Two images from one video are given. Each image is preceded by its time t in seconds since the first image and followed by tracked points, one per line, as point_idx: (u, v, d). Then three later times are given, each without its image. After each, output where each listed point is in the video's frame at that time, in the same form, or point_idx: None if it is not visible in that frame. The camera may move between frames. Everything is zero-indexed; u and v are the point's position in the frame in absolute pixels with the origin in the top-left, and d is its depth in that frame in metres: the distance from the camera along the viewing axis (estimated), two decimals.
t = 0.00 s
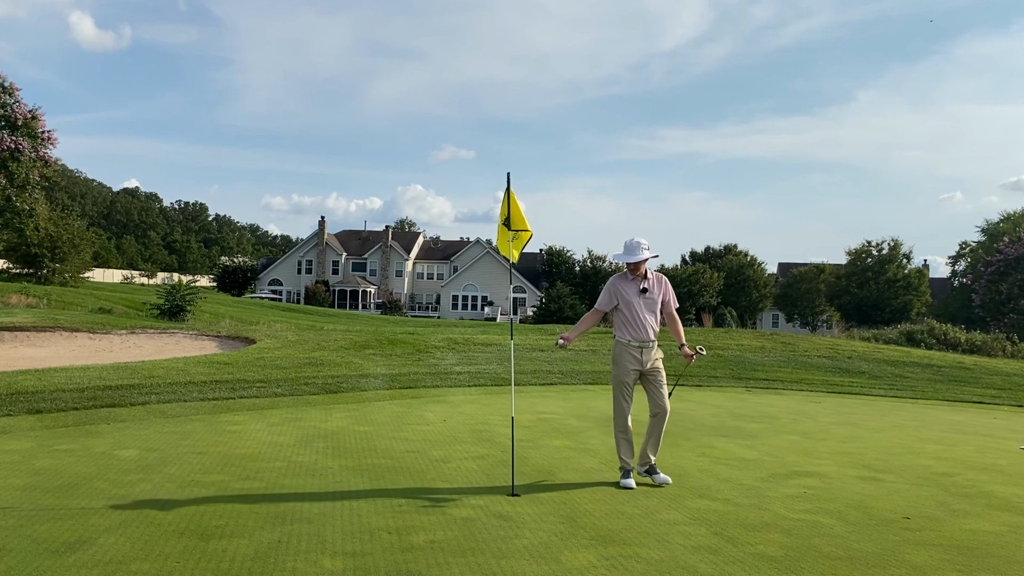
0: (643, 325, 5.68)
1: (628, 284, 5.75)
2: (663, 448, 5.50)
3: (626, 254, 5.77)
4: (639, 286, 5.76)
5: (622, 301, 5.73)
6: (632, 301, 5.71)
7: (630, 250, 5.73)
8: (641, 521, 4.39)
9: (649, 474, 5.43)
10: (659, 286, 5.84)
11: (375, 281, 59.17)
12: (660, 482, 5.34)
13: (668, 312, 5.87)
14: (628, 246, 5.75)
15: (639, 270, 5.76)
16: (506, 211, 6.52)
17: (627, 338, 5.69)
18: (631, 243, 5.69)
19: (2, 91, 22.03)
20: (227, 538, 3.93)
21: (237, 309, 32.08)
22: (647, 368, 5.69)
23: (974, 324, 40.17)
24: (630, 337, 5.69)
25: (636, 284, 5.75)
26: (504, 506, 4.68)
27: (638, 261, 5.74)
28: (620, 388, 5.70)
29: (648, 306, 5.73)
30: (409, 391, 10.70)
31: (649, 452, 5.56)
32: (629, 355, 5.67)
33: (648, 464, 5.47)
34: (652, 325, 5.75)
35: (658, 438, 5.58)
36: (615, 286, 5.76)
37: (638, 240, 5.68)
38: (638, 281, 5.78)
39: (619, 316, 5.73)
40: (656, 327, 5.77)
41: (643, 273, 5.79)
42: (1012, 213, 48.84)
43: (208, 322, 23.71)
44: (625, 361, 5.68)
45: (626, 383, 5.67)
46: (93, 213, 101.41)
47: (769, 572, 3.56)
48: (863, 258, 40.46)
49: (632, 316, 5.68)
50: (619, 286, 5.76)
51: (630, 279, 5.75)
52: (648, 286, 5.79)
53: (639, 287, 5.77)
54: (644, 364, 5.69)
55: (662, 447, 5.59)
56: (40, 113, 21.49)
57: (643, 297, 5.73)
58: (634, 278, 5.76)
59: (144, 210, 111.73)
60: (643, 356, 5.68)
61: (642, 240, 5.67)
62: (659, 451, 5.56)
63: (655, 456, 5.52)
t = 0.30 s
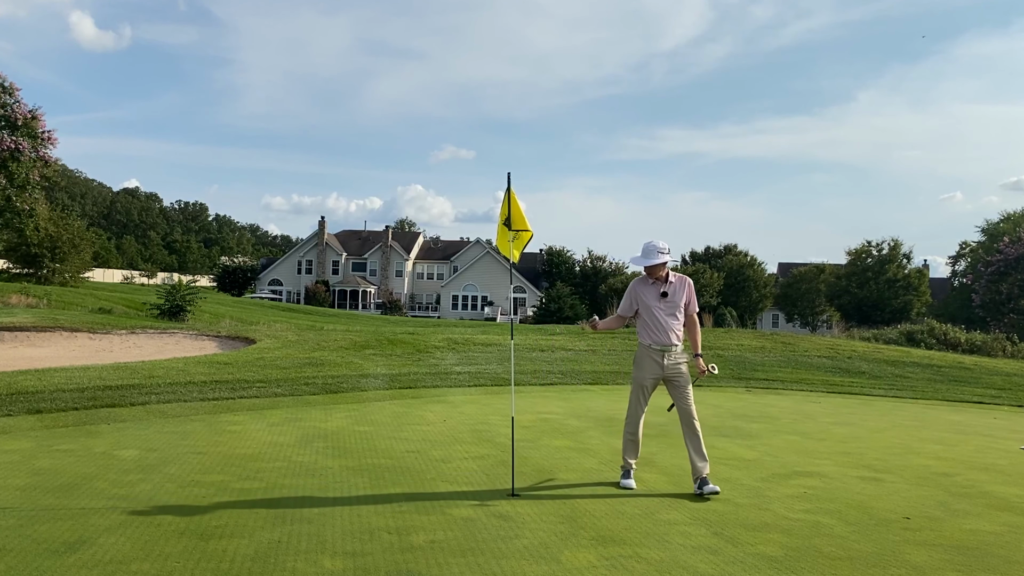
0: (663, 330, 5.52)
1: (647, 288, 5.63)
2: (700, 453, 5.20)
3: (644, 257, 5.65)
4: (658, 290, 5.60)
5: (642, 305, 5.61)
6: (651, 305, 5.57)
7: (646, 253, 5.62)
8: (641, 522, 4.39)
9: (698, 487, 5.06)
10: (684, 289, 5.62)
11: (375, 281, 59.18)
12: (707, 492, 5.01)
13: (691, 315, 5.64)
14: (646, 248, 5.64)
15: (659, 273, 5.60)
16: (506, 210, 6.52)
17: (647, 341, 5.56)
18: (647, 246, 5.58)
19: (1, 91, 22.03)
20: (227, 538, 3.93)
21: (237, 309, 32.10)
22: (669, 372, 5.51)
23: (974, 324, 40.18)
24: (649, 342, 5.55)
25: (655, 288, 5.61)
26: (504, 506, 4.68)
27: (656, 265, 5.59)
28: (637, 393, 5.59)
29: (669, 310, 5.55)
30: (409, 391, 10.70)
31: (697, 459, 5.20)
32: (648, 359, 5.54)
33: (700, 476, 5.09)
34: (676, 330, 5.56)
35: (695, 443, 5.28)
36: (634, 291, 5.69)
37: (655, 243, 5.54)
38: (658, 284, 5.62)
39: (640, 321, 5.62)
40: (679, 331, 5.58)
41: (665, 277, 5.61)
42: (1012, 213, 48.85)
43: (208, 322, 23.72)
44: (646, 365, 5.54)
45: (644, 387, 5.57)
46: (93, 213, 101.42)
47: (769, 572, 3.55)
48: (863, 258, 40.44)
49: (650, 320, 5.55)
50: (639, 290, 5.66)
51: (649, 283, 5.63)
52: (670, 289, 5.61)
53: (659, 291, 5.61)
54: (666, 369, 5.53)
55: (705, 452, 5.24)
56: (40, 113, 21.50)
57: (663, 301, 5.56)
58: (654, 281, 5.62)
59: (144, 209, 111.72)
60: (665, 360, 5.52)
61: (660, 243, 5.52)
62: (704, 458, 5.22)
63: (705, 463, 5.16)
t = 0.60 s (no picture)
0: (690, 329, 5.34)
1: (676, 287, 5.46)
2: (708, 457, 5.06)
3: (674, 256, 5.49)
4: (687, 289, 5.42)
5: (670, 303, 5.46)
6: (678, 304, 5.41)
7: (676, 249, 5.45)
8: (641, 521, 4.39)
9: (699, 490, 5.00)
10: (714, 289, 5.41)
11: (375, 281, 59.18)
12: (708, 496, 4.91)
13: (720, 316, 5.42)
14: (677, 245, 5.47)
15: (689, 271, 5.42)
16: (507, 211, 6.52)
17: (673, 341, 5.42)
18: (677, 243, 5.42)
19: (2, 91, 22.06)
20: (226, 538, 3.93)
21: (237, 309, 32.11)
22: (694, 373, 5.35)
23: (974, 324, 40.17)
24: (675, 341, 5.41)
25: (684, 286, 5.43)
26: (503, 506, 4.67)
27: (686, 262, 5.41)
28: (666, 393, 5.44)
29: (697, 310, 5.36)
30: (410, 391, 10.70)
31: (701, 463, 5.08)
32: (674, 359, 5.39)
33: (703, 479, 5.02)
34: (704, 330, 5.38)
35: (704, 446, 5.17)
36: (663, 289, 5.53)
37: (684, 239, 5.37)
38: (688, 283, 5.44)
39: (668, 320, 5.48)
40: (708, 331, 5.39)
41: (694, 275, 5.43)
42: (1012, 213, 48.86)
43: (208, 322, 23.72)
44: (671, 365, 5.41)
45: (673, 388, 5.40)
46: (93, 213, 101.41)
47: (770, 572, 3.55)
48: (863, 258, 40.43)
49: (678, 320, 5.40)
50: (668, 288, 5.51)
51: (678, 280, 5.46)
52: (700, 288, 5.42)
53: (689, 290, 5.43)
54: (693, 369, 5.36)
55: (713, 457, 5.09)
56: (40, 113, 21.50)
57: (691, 300, 5.38)
58: (683, 280, 5.45)
59: (144, 209, 111.81)
60: (691, 361, 5.36)
61: (688, 240, 5.34)
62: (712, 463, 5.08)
63: (709, 468, 5.03)
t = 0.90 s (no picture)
0: (702, 329, 5.31)
1: (689, 287, 5.44)
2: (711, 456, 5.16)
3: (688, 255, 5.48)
4: (700, 289, 5.40)
5: (681, 303, 5.43)
6: (690, 304, 5.39)
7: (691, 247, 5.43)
8: (641, 522, 4.39)
9: (699, 490, 5.04)
10: (726, 288, 5.40)
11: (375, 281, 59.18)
12: (706, 495, 4.97)
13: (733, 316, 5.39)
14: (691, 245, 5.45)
15: (701, 270, 5.40)
16: (506, 211, 6.52)
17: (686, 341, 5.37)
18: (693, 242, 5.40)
19: (2, 91, 22.05)
20: (226, 538, 3.93)
21: (237, 309, 32.10)
22: (706, 372, 5.31)
23: (973, 324, 40.17)
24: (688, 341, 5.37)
25: (696, 286, 5.41)
26: (503, 506, 4.67)
27: (700, 262, 5.39)
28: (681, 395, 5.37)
29: (709, 309, 5.34)
30: (410, 391, 10.69)
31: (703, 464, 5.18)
32: (687, 360, 5.33)
33: (701, 479, 5.10)
34: (717, 330, 5.34)
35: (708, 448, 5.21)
36: (674, 288, 5.51)
37: (700, 236, 5.37)
38: (700, 283, 5.42)
39: (680, 320, 5.45)
40: (720, 330, 5.36)
41: (706, 275, 5.41)
42: (1012, 213, 48.88)
43: (208, 322, 23.72)
44: (683, 365, 5.34)
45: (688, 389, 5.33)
46: (93, 213, 101.40)
47: (769, 572, 3.55)
48: (863, 258, 40.43)
49: (690, 320, 5.37)
50: (680, 288, 5.48)
51: (690, 280, 5.44)
52: (712, 288, 5.39)
53: (701, 289, 5.42)
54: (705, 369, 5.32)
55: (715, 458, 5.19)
56: (40, 113, 21.50)
57: (704, 300, 5.37)
58: (696, 279, 5.43)
59: (144, 209, 111.78)
60: (704, 360, 5.31)
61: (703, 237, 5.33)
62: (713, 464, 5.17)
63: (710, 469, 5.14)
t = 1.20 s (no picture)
0: (707, 332, 5.27)
1: (691, 288, 5.38)
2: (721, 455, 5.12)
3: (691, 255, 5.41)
4: (703, 291, 5.34)
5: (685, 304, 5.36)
6: (695, 305, 5.33)
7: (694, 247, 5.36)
8: (642, 522, 4.39)
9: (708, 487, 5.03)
10: (728, 290, 5.39)
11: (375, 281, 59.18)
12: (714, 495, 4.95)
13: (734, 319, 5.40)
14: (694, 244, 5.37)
15: (705, 271, 5.34)
16: (506, 210, 6.52)
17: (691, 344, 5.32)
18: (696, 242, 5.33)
19: (2, 91, 22.04)
20: (226, 537, 3.93)
21: (237, 309, 32.10)
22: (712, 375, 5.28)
23: (974, 324, 40.15)
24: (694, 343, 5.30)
25: (699, 288, 5.36)
26: (503, 506, 4.67)
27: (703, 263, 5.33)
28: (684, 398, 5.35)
29: (713, 311, 5.30)
30: (409, 391, 10.69)
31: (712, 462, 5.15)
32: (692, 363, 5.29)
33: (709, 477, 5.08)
34: (720, 332, 5.32)
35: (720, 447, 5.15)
36: (676, 289, 5.43)
37: (703, 236, 5.31)
38: (703, 285, 5.36)
39: (683, 322, 5.38)
40: (724, 333, 5.33)
41: (709, 277, 5.37)
42: (1012, 213, 48.88)
43: (208, 322, 23.72)
44: (689, 370, 5.28)
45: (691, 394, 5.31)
46: (93, 213, 101.37)
47: (769, 572, 3.55)
48: (863, 258, 40.43)
49: (696, 322, 5.31)
50: (682, 289, 5.41)
51: (693, 281, 5.38)
52: (715, 289, 5.36)
53: (704, 291, 5.37)
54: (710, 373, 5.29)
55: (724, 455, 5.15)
56: (40, 112, 21.48)
57: (707, 302, 5.32)
58: (698, 281, 5.37)
59: (144, 209, 111.73)
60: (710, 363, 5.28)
61: (706, 238, 5.29)
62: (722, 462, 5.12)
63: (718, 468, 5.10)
